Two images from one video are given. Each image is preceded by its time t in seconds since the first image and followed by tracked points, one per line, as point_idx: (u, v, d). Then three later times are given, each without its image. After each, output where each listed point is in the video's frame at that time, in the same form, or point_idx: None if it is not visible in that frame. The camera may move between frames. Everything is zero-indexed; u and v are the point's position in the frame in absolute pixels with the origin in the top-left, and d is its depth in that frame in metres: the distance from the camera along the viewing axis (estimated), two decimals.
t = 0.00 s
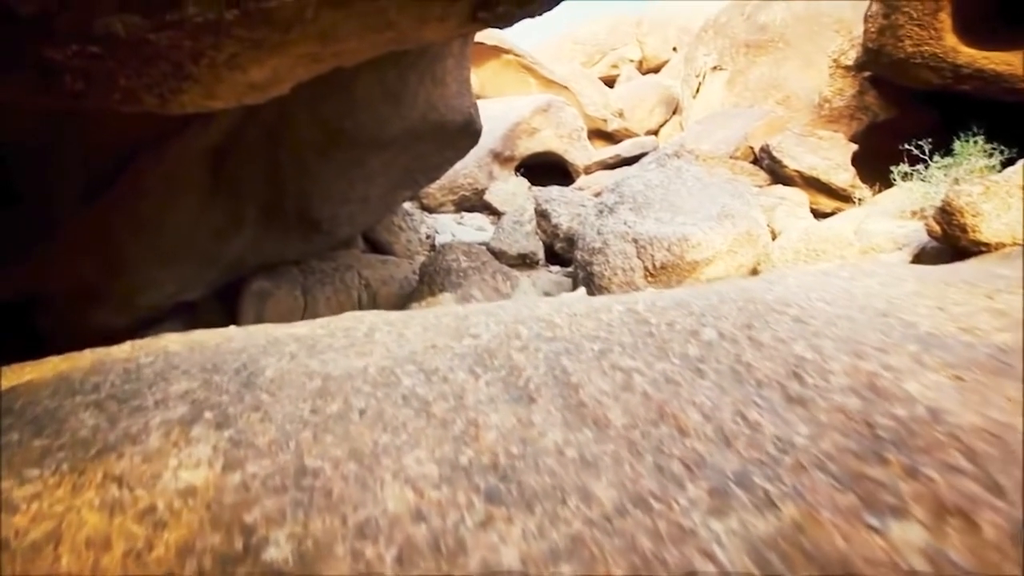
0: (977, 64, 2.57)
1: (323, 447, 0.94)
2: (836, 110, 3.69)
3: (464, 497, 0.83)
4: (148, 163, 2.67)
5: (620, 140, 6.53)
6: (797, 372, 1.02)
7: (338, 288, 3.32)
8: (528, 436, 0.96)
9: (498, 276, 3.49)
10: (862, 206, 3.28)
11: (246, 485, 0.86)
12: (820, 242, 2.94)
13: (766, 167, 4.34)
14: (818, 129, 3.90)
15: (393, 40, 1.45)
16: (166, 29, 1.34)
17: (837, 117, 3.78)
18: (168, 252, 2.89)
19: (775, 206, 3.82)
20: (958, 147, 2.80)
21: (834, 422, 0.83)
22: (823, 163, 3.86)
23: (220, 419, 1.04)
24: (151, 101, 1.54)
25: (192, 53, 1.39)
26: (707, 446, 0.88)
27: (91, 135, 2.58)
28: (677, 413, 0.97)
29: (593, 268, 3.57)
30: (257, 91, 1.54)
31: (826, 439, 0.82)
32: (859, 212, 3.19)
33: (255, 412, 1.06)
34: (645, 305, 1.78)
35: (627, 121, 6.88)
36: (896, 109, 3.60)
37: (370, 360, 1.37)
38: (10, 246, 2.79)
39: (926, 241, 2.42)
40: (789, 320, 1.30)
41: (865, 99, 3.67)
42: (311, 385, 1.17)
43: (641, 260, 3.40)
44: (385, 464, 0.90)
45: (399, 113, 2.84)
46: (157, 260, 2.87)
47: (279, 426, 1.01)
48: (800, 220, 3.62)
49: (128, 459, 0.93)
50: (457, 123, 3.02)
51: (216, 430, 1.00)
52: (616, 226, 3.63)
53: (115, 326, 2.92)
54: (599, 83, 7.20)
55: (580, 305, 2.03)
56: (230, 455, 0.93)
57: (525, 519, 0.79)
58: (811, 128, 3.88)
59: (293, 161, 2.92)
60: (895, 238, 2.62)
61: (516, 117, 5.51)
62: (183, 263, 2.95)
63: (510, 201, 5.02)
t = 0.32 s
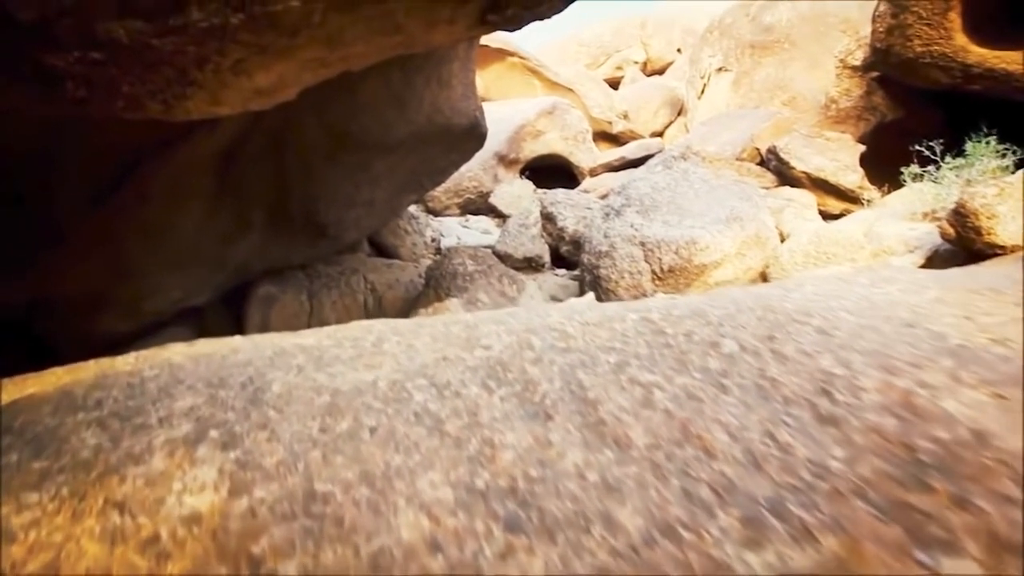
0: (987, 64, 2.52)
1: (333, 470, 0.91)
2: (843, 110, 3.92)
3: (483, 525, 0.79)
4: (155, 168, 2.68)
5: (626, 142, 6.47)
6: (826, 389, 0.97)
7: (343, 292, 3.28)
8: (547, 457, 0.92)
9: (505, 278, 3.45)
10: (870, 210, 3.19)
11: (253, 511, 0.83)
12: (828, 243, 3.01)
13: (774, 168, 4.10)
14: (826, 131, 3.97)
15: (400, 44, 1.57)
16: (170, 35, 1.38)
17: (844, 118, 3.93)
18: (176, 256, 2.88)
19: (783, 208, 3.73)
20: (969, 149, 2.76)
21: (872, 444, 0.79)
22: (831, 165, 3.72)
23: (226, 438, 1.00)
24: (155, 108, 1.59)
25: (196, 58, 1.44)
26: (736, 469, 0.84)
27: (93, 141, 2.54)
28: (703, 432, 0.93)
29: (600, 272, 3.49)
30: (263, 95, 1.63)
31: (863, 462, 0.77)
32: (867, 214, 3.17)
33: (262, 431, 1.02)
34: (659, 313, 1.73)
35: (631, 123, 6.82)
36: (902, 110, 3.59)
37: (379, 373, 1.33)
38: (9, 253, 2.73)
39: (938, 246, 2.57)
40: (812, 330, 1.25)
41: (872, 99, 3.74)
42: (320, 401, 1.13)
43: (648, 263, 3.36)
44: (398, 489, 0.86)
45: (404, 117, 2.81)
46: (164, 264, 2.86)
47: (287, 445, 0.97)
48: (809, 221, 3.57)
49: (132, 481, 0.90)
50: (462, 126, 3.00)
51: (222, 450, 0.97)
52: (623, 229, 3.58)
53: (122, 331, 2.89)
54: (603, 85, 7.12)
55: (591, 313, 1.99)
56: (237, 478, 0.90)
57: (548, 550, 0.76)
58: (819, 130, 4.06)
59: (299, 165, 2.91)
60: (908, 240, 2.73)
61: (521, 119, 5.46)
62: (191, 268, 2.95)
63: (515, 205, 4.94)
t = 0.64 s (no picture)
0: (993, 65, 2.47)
1: (340, 485, 0.90)
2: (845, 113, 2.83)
3: (495, 544, 0.80)
4: (160, 172, 2.71)
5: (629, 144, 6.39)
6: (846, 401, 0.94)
7: (346, 295, 3.17)
8: (560, 472, 0.91)
9: (509, 281, 3.34)
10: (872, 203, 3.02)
11: (259, 529, 0.84)
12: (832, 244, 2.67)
13: (779, 170, 4.19)
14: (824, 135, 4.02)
15: (404, 47, 1.67)
16: (173, 40, 1.48)
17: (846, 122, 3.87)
18: (181, 258, 2.89)
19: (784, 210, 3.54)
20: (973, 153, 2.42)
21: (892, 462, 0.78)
22: (834, 167, 3.54)
23: (230, 451, 0.98)
24: (157, 112, 1.68)
25: (200, 62, 1.54)
26: (754, 485, 0.83)
27: (96, 146, 2.57)
28: (720, 446, 0.91)
29: (604, 274, 3.54)
30: (267, 99, 1.73)
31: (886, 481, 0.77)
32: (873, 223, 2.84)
33: (267, 443, 1.00)
34: (669, 319, 1.70)
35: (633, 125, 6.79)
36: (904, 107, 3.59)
37: (385, 382, 1.30)
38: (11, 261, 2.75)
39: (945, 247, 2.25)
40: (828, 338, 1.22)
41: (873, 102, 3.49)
42: (325, 412, 1.10)
43: (653, 266, 3.41)
44: (407, 506, 0.86)
45: (408, 119, 2.79)
46: (170, 265, 2.88)
47: (292, 458, 0.95)
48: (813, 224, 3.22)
49: (135, 498, 0.91)
50: (465, 129, 2.97)
51: (226, 464, 0.95)
52: (627, 232, 3.72)
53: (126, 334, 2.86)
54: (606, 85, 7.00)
55: (598, 318, 1.96)
56: (242, 494, 0.89)
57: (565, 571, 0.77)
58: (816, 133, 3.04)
59: (303, 168, 2.91)
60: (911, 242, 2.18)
61: (524, 122, 5.47)
62: (194, 270, 2.95)
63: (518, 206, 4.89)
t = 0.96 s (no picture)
0: (1010, 64, 2.39)
1: (356, 510, 0.89)
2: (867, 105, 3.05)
3: None
4: (167, 179, 2.71)
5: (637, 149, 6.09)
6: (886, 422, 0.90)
7: (354, 299, 2.92)
8: (586, 497, 0.91)
9: (518, 284, 3.42)
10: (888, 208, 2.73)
11: (272, 559, 0.84)
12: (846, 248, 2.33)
13: (790, 172, 4.07)
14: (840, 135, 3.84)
15: (416, 51, 1.64)
16: (181, 45, 1.46)
17: (860, 122, 3.72)
18: (189, 259, 2.83)
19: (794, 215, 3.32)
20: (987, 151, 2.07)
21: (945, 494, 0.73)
22: (846, 168, 3.47)
23: (241, 473, 0.97)
24: (167, 118, 1.65)
25: (209, 68, 1.51)
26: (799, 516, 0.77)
27: (102, 153, 2.60)
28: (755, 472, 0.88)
29: (613, 278, 3.56)
30: (276, 104, 1.70)
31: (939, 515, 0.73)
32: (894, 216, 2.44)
33: (278, 464, 0.98)
34: (690, 330, 1.64)
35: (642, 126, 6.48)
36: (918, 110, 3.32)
37: (399, 397, 1.26)
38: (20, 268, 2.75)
39: (964, 250, 1.86)
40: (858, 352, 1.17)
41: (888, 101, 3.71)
42: (339, 430, 1.06)
43: (663, 270, 3.42)
44: (426, 535, 0.86)
45: (416, 122, 2.79)
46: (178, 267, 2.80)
47: (305, 481, 0.95)
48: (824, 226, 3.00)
49: (141, 526, 0.90)
50: (473, 132, 2.95)
51: (236, 487, 0.95)
52: (637, 235, 3.77)
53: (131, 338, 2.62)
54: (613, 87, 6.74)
55: (614, 327, 1.91)
56: (253, 521, 0.89)
57: None
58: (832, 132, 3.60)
59: (311, 172, 2.92)
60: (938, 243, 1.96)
61: (531, 124, 5.39)
62: (202, 274, 2.88)
63: (526, 209, 4.88)
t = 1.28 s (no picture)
0: None
1: (379, 536, 0.85)
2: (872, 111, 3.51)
3: None
4: (177, 184, 2.64)
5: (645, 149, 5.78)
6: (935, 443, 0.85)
7: (365, 301, 3.21)
8: (619, 523, 0.86)
9: (528, 287, 3.45)
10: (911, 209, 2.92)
11: None
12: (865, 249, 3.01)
13: (800, 172, 3.95)
14: (854, 133, 3.61)
15: (431, 53, 1.60)
16: (193, 50, 1.43)
17: (873, 119, 3.55)
18: (200, 266, 2.85)
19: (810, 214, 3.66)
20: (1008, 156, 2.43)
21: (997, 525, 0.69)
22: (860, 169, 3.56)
23: (257, 495, 0.93)
24: (179, 125, 1.62)
25: (222, 72, 1.48)
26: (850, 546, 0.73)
27: (110, 159, 2.52)
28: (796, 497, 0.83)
29: (624, 280, 3.51)
30: (289, 109, 1.68)
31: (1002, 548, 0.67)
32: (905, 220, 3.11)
33: (296, 485, 0.95)
34: (713, 339, 1.60)
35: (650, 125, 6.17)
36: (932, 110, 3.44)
37: (417, 410, 1.22)
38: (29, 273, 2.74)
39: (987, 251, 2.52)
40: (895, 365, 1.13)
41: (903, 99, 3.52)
42: (357, 448, 1.03)
43: (675, 271, 3.39)
44: (451, 561, 0.82)
45: (427, 125, 2.72)
46: (188, 274, 2.84)
47: (324, 505, 0.91)
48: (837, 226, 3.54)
49: (154, 552, 0.86)
50: (483, 133, 2.87)
51: (253, 511, 0.91)
52: (647, 236, 3.62)
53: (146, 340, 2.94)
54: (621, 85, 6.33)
55: (632, 334, 1.87)
56: (271, 547, 0.85)
57: None
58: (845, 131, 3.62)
59: (321, 175, 2.85)
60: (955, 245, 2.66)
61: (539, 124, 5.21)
62: (213, 278, 2.92)
63: (534, 210, 4.77)
